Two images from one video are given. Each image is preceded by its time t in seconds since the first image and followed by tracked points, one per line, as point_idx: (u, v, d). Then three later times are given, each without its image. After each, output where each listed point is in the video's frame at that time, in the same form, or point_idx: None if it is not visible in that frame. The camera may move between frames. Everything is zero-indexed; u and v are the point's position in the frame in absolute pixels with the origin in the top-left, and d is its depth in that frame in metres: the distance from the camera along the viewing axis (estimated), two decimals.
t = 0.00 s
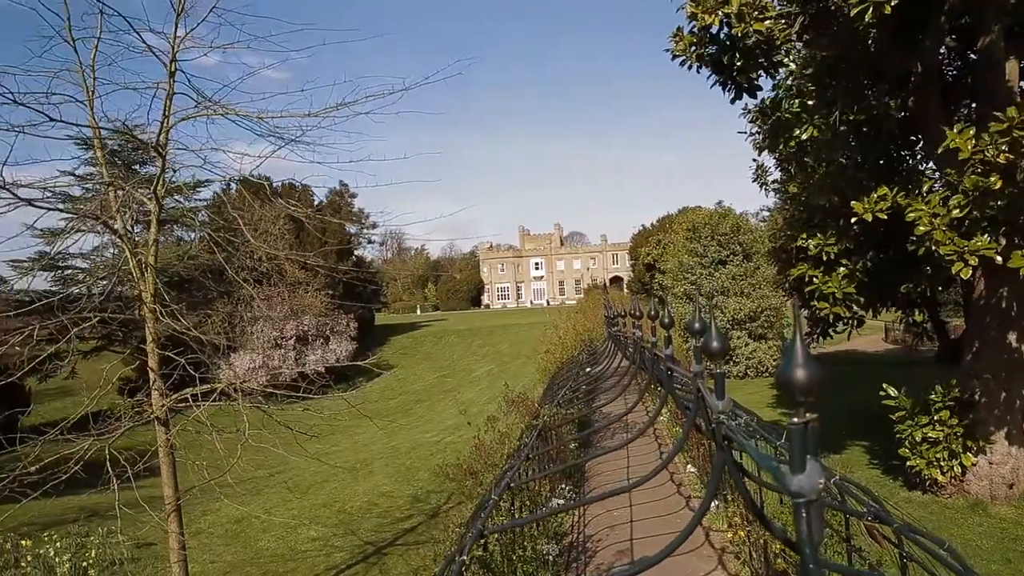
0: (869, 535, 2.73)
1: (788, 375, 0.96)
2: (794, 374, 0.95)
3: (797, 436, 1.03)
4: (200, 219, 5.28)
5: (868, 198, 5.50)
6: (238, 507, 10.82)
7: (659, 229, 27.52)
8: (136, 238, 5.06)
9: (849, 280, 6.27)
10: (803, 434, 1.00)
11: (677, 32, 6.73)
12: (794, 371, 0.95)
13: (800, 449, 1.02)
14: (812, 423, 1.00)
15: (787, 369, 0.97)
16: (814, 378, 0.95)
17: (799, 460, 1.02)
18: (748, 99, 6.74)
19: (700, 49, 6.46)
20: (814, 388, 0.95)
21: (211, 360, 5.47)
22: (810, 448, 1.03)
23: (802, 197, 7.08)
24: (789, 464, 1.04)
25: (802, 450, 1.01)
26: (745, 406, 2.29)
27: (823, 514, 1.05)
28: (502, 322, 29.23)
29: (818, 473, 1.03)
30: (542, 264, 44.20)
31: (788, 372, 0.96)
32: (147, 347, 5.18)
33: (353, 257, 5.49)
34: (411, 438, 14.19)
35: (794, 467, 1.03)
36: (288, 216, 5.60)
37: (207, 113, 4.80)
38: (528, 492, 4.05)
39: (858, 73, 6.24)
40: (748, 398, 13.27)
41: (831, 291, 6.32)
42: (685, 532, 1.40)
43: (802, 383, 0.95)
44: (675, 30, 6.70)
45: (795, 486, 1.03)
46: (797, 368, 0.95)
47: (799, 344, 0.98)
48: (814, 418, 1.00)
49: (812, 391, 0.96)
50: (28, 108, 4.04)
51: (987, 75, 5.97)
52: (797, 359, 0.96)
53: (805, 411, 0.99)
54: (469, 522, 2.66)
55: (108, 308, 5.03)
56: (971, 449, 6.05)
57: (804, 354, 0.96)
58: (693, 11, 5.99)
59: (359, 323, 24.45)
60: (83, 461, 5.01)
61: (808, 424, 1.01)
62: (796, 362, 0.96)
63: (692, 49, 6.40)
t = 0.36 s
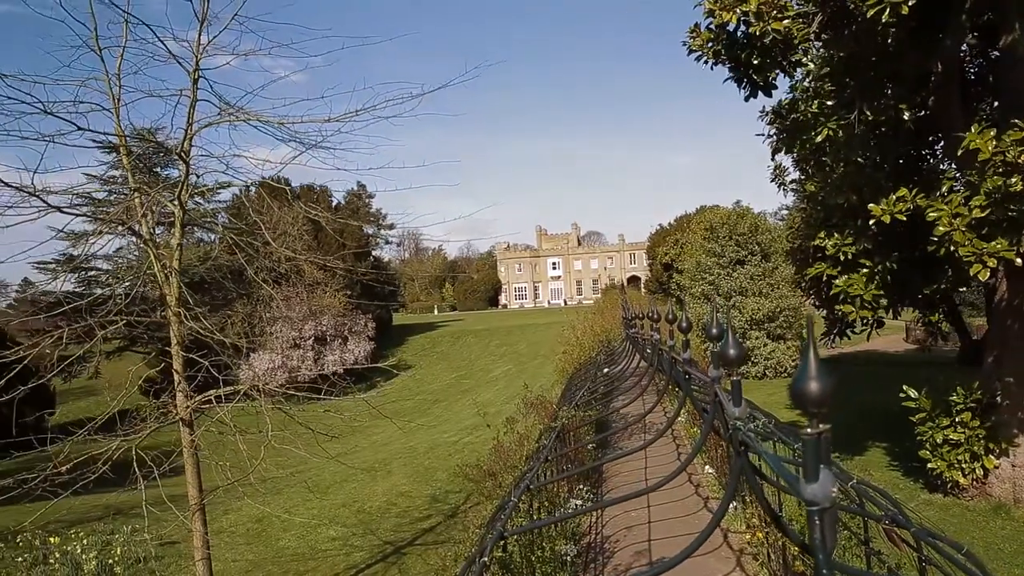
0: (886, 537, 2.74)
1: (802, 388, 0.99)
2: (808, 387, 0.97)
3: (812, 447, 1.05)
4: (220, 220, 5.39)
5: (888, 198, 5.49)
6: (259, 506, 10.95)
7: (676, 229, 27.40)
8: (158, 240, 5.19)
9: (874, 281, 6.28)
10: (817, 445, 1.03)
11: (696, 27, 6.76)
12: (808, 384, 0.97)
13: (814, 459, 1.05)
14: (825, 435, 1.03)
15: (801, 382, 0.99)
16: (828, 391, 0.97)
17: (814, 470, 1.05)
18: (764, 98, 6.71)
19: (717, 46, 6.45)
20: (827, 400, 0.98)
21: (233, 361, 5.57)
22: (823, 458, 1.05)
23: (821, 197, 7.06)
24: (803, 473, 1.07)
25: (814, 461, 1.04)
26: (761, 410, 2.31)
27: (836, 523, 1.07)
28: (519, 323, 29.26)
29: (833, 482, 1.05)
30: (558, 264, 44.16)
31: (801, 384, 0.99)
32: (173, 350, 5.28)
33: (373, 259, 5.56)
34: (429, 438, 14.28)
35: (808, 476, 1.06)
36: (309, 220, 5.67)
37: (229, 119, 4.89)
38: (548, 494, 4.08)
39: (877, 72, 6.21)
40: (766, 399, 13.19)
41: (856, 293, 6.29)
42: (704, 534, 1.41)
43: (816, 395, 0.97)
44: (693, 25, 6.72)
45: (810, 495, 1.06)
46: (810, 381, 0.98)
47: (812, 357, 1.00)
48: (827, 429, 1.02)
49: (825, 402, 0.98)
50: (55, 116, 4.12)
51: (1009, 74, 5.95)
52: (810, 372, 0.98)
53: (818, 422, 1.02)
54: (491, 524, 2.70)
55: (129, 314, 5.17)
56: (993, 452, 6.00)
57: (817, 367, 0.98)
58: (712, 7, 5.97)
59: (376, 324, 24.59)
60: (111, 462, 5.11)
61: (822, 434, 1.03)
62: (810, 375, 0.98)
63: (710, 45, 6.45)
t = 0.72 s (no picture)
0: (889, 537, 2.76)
1: (799, 395, 1.01)
2: (805, 396, 1.00)
3: (809, 452, 1.08)
4: (227, 222, 5.36)
5: (891, 199, 5.51)
6: (265, 506, 11.02)
7: (682, 230, 27.35)
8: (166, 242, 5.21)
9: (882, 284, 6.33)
10: (814, 451, 1.06)
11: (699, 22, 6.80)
12: (805, 392, 1.00)
13: (811, 464, 1.08)
14: (821, 441, 1.06)
15: (798, 390, 1.01)
16: (826, 399, 1.00)
17: (811, 475, 1.08)
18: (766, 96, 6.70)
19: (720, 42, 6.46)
20: (824, 408, 1.00)
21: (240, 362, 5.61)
22: (820, 464, 1.08)
23: (825, 198, 7.07)
24: (800, 479, 1.09)
25: (811, 466, 1.07)
26: (764, 412, 2.32)
27: (831, 526, 1.10)
28: (524, 323, 29.27)
29: (828, 487, 1.08)
30: (563, 265, 44.16)
31: (798, 392, 1.01)
32: (181, 352, 5.33)
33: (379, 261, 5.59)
34: (435, 439, 14.32)
35: (805, 481, 1.08)
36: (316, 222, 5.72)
37: (237, 123, 4.93)
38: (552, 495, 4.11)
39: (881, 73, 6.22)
40: (772, 400, 13.18)
41: (866, 296, 6.33)
42: (706, 535, 1.43)
43: (813, 403, 1.00)
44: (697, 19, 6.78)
45: (806, 500, 1.08)
46: (807, 390, 1.00)
47: (810, 366, 1.02)
48: (824, 436, 1.05)
49: (822, 411, 1.00)
50: (66, 121, 4.19)
51: (1013, 75, 5.94)
52: (807, 381, 1.00)
53: (815, 429, 1.04)
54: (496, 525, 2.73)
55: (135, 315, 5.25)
56: (998, 453, 6.00)
57: (814, 376, 1.01)
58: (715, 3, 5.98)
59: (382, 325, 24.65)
60: (120, 463, 5.14)
61: (819, 441, 1.06)
62: (807, 383, 1.00)
63: (711, 40, 6.46)
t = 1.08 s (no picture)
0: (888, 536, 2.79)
1: (791, 400, 1.03)
2: (797, 400, 1.02)
3: (802, 454, 1.10)
4: (227, 223, 5.42)
5: (890, 200, 5.53)
6: (266, 507, 11.04)
7: (682, 230, 27.37)
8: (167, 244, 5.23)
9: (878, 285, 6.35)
10: (807, 455, 1.09)
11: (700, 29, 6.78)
12: (797, 397, 1.02)
13: (804, 467, 1.10)
14: (814, 445, 1.08)
15: (790, 395, 1.03)
16: (818, 403, 1.02)
17: (804, 478, 1.10)
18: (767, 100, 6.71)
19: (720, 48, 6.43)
20: (817, 412, 1.02)
21: (241, 363, 5.63)
22: (812, 467, 1.10)
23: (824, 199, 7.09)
24: (793, 482, 1.11)
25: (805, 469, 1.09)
26: (763, 413, 2.34)
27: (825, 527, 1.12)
28: (525, 324, 29.30)
29: (821, 489, 1.10)
30: (563, 265, 44.19)
31: (791, 397, 1.03)
32: (183, 354, 5.35)
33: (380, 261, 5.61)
34: (436, 439, 14.35)
35: (798, 484, 1.10)
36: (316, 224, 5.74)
37: (238, 126, 4.95)
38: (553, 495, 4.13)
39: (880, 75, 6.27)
40: (772, 400, 13.20)
41: (861, 297, 6.36)
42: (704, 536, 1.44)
43: (804, 407, 1.02)
44: (697, 27, 6.75)
45: (801, 502, 1.10)
46: (800, 395, 1.02)
47: (802, 371, 1.04)
48: (816, 439, 1.07)
49: (814, 414, 1.02)
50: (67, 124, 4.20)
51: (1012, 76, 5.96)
52: (799, 386, 1.03)
53: (807, 433, 1.06)
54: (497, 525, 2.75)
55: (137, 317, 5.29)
56: (997, 453, 6.01)
57: (806, 381, 1.03)
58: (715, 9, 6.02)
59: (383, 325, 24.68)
60: (123, 464, 5.15)
61: (812, 444, 1.08)
62: (800, 388, 1.03)
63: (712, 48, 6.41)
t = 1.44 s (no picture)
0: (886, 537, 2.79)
1: (789, 403, 1.04)
2: (795, 403, 1.03)
3: (799, 456, 1.11)
4: (227, 223, 5.41)
5: (890, 200, 5.54)
6: (266, 507, 11.05)
7: (683, 230, 27.35)
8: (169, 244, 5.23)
9: (878, 285, 6.36)
10: (804, 454, 1.10)
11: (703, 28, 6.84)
12: (794, 400, 1.03)
13: (801, 467, 1.11)
14: (811, 446, 1.09)
15: (788, 398, 1.04)
16: (814, 406, 1.03)
17: (800, 479, 1.11)
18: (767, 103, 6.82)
19: (724, 49, 6.46)
20: (815, 414, 1.03)
21: (241, 364, 5.63)
22: (809, 467, 1.11)
23: (824, 199, 7.10)
24: (790, 484, 1.13)
25: (801, 470, 1.10)
26: (762, 413, 2.34)
27: (821, 529, 1.12)
28: (525, 324, 29.33)
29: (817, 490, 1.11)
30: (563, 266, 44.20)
31: (788, 400, 1.04)
32: (183, 354, 5.35)
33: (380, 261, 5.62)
34: (436, 440, 14.36)
35: (795, 485, 1.11)
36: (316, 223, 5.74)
37: (239, 127, 4.96)
38: (555, 496, 4.13)
39: (879, 76, 6.28)
40: (772, 400, 13.21)
41: (860, 297, 6.37)
42: (702, 537, 1.44)
43: (801, 410, 1.03)
44: (700, 25, 6.80)
45: (797, 504, 1.11)
46: (797, 397, 1.03)
47: (799, 374, 1.05)
48: (814, 441, 1.08)
49: (811, 417, 1.03)
50: (70, 125, 4.21)
51: (1010, 76, 5.98)
52: (796, 389, 1.04)
53: (806, 434, 1.08)
54: (497, 525, 2.75)
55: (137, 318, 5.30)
56: (997, 454, 6.01)
57: (803, 384, 1.04)
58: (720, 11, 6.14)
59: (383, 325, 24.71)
60: (123, 464, 5.15)
61: (809, 445, 1.09)
62: (797, 392, 1.04)
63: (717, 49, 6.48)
